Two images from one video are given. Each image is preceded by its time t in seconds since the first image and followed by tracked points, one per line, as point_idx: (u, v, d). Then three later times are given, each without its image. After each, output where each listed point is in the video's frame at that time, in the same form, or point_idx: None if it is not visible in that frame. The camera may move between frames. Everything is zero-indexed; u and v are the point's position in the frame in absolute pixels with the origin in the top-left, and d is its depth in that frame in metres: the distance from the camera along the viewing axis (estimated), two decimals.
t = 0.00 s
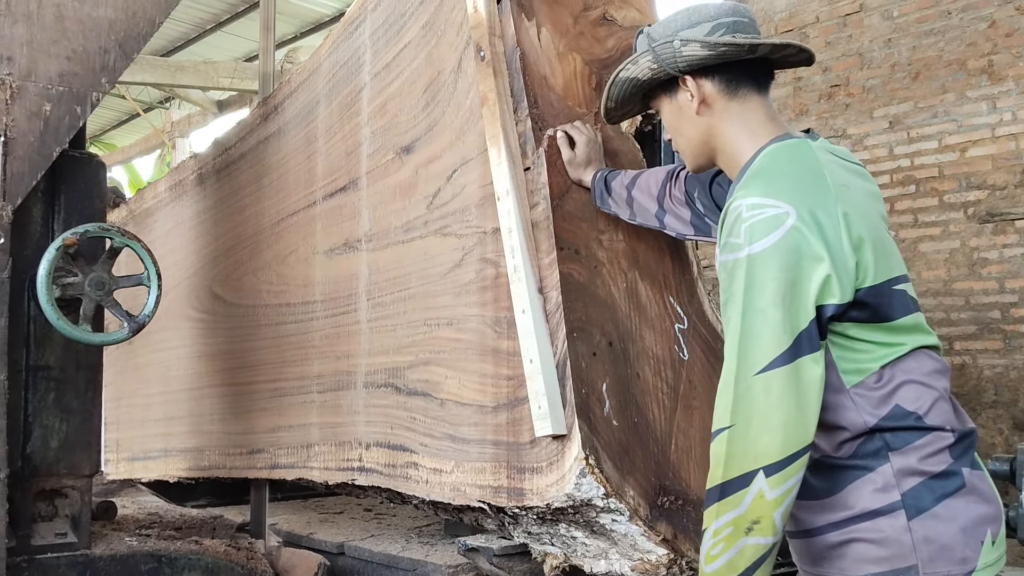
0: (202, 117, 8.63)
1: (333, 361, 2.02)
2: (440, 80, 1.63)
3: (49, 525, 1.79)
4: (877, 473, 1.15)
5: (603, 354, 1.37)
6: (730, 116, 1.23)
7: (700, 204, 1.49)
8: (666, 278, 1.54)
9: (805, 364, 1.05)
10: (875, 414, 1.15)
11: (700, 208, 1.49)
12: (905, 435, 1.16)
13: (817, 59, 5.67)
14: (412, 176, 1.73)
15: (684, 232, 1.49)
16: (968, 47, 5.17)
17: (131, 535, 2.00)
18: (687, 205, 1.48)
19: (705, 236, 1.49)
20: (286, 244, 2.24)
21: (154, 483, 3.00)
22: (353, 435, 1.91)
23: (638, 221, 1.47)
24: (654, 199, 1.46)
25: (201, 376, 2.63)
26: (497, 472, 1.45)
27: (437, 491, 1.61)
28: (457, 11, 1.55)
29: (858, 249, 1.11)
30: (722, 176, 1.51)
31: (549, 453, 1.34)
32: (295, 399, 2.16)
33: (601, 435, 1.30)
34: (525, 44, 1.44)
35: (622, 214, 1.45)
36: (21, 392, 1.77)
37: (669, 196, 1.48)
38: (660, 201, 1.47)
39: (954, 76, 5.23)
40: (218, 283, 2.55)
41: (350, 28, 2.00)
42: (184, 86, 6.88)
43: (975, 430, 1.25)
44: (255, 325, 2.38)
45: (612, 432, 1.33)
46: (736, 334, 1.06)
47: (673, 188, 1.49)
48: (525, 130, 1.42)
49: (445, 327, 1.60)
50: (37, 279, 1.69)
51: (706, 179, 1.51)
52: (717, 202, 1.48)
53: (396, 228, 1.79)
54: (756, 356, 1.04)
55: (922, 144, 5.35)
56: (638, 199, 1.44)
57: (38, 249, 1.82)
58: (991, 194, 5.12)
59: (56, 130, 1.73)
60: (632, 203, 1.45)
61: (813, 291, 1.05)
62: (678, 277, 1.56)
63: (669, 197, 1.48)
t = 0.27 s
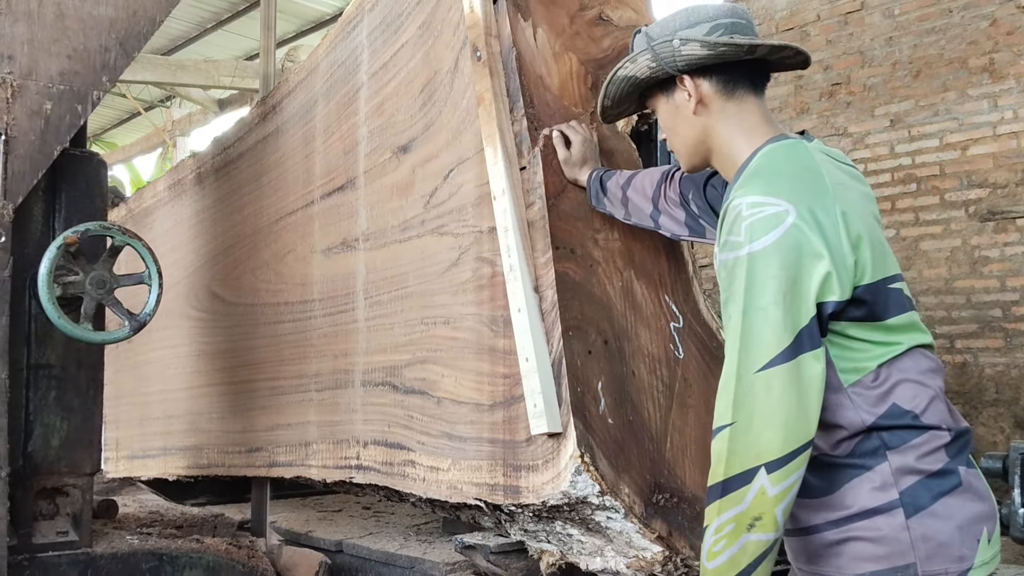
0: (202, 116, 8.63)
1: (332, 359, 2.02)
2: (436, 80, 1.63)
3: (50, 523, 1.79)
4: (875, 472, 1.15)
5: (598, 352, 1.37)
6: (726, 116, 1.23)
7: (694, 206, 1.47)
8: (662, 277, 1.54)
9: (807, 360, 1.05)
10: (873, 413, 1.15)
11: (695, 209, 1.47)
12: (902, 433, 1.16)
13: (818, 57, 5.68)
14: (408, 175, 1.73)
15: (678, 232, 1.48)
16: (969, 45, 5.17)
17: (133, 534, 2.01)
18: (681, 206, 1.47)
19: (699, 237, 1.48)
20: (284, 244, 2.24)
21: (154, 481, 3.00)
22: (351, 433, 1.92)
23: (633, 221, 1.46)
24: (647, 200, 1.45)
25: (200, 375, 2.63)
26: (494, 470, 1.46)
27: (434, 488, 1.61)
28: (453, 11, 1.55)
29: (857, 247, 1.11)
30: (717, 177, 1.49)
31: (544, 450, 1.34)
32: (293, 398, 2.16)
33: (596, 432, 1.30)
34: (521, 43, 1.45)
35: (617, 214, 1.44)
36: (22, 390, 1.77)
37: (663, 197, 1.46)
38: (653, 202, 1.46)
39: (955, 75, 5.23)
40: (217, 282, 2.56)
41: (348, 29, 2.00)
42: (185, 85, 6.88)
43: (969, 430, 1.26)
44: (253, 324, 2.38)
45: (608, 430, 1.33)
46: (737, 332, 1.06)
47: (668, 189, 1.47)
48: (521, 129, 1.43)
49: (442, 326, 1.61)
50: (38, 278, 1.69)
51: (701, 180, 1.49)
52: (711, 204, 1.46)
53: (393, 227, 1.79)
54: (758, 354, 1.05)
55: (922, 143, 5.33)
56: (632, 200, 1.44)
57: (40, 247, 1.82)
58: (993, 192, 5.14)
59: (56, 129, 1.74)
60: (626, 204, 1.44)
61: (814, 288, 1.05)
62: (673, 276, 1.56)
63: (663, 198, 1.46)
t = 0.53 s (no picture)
0: (202, 114, 8.63)
1: (328, 358, 2.02)
2: (431, 80, 1.63)
3: (50, 522, 1.79)
4: (869, 472, 1.16)
5: (591, 351, 1.37)
6: (720, 118, 1.23)
7: (687, 206, 1.46)
8: (655, 276, 1.53)
9: (802, 360, 1.05)
10: (867, 412, 1.15)
11: (687, 210, 1.46)
12: (895, 433, 1.16)
13: (818, 56, 5.71)
14: (404, 175, 1.73)
15: (671, 232, 1.48)
16: (969, 44, 5.14)
17: (132, 532, 2.01)
18: (673, 207, 1.46)
19: (692, 238, 1.48)
20: (281, 243, 2.25)
21: (152, 479, 3.01)
22: (347, 431, 1.92)
23: (627, 221, 1.46)
24: (641, 202, 1.44)
25: (197, 374, 2.62)
26: (488, 468, 1.46)
27: (429, 486, 1.61)
28: (448, 11, 1.55)
29: (850, 246, 1.11)
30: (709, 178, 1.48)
31: (538, 449, 1.35)
32: (290, 397, 2.16)
33: (588, 430, 1.31)
34: (515, 44, 1.45)
35: (610, 214, 1.44)
36: (22, 389, 1.77)
37: (655, 198, 1.46)
38: (647, 203, 1.45)
39: (955, 74, 5.21)
40: (214, 281, 2.56)
41: (343, 29, 2.00)
42: (184, 83, 6.88)
43: (960, 429, 1.26)
44: (249, 323, 2.38)
45: (601, 428, 1.33)
46: (733, 332, 1.06)
47: (660, 190, 1.47)
48: (515, 129, 1.44)
49: (437, 325, 1.61)
50: (38, 277, 1.69)
51: (692, 182, 1.48)
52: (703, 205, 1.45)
53: (388, 227, 1.79)
54: (753, 353, 1.05)
55: (923, 142, 5.35)
56: (627, 200, 1.43)
57: (39, 245, 1.82)
58: (993, 191, 5.12)
59: (56, 127, 1.74)
60: (621, 204, 1.44)
61: (808, 288, 1.06)
62: (666, 276, 1.55)
63: (656, 199, 1.46)
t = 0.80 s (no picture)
0: (201, 113, 8.63)
1: (323, 357, 2.02)
2: (426, 80, 1.64)
3: (49, 521, 1.79)
4: (861, 473, 1.16)
5: (584, 350, 1.37)
6: (711, 122, 1.24)
7: (677, 208, 1.47)
8: (648, 276, 1.54)
9: (794, 361, 1.05)
10: (858, 414, 1.15)
11: (678, 211, 1.47)
12: (886, 435, 1.16)
13: (817, 55, 5.72)
14: (399, 175, 1.74)
15: (663, 234, 1.48)
16: (968, 43, 5.12)
17: (131, 531, 2.01)
18: (664, 208, 1.47)
19: (683, 239, 1.48)
20: (277, 243, 2.25)
21: (149, 478, 3.01)
22: (342, 430, 1.92)
23: (619, 221, 1.45)
24: (633, 202, 1.44)
25: (194, 373, 2.62)
26: (481, 466, 1.47)
27: (424, 485, 1.62)
28: (443, 12, 1.55)
29: (842, 249, 1.12)
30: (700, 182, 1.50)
31: (531, 447, 1.36)
32: (286, 397, 2.16)
33: (582, 429, 1.31)
34: (508, 45, 1.45)
35: (603, 215, 1.44)
36: (21, 388, 1.77)
37: (647, 199, 1.46)
38: (639, 204, 1.45)
39: (954, 73, 5.20)
40: (210, 280, 2.56)
41: (338, 29, 1.99)
42: (182, 82, 6.87)
43: (950, 431, 1.27)
44: (245, 322, 2.39)
45: (594, 428, 1.33)
46: (727, 334, 1.06)
47: (652, 191, 1.47)
48: (509, 130, 1.44)
49: (431, 324, 1.61)
50: (38, 275, 1.69)
51: (682, 185, 1.50)
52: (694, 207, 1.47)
53: (384, 226, 1.79)
54: (747, 355, 1.05)
55: (922, 141, 5.34)
56: (618, 201, 1.43)
57: (38, 245, 1.82)
58: (992, 190, 5.09)
59: (55, 126, 1.74)
60: (613, 204, 1.44)
61: (801, 290, 1.06)
62: (659, 275, 1.56)
63: (647, 200, 1.46)
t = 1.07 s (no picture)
0: (201, 113, 8.63)
1: (320, 357, 2.02)
2: (421, 83, 1.64)
3: (49, 521, 1.80)
4: (861, 474, 1.16)
5: (577, 350, 1.38)
6: (706, 126, 1.25)
7: (670, 211, 1.47)
8: (641, 276, 1.54)
9: (791, 362, 1.06)
10: (856, 413, 1.16)
11: (669, 215, 1.47)
12: (884, 436, 1.17)
13: (817, 56, 5.71)
14: (394, 176, 1.74)
15: (653, 237, 1.48)
16: (968, 43, 5.13)
17: (131, 531, 2.01)
18: (655, 212, 1.47)
19: (673, 243, 1.48)
20: (273, 243, 2.25)
21: (146, 478, 3.01)
22: (337, 430, 1.92)
23: (612, 223, 1.46)
24: (625, 205, 1.45)
25: (191, 373, 2.62)
26: (475, 466, 1.47)
27: (419, 484, 1.62)
28: (437, 15, 1.56)
29: (839, 252, 1.12)
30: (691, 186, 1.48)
31: (525, 446, 1.36)
32: (282, 397, 2.16)
33: (575, 429, 1.32)
34: (503, 47, 1.46)
35: (595, 217, 1.45)
36: (21, 388, 1.77)
37: (638, 202, 1.46)
38: (631, 207, 1.45)
39: (954, 73, 5.19)
40: (207, 281, 2.56)
41: (334, 31, 2.00)
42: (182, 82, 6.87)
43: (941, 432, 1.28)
44: (242, 322, 2.39)
45: (587, 428, 1.34)
46: (726, 333, 1.06)
47: (644, 194, 1.47)
48: (502, 131, 1.44)
49: (426, 325, 1.62)
50: (37, 275, 1.69)
51: (673, 189, 1.48)
52: (685, 212, 1.46)
53: (379, 227, 1.79)
54: (745, 355, 1.05)
55: (922, 141, 5.34)
56: (610, 204, 1.44)
57: (37, 245, 1.83)
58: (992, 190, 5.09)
59: (55, 126, 1.74)
60: (605, 207, 1.44)
61: (800, 292, 1.06)
62: (653, 276, 1.56)
63: (639, 203, 1.46)
